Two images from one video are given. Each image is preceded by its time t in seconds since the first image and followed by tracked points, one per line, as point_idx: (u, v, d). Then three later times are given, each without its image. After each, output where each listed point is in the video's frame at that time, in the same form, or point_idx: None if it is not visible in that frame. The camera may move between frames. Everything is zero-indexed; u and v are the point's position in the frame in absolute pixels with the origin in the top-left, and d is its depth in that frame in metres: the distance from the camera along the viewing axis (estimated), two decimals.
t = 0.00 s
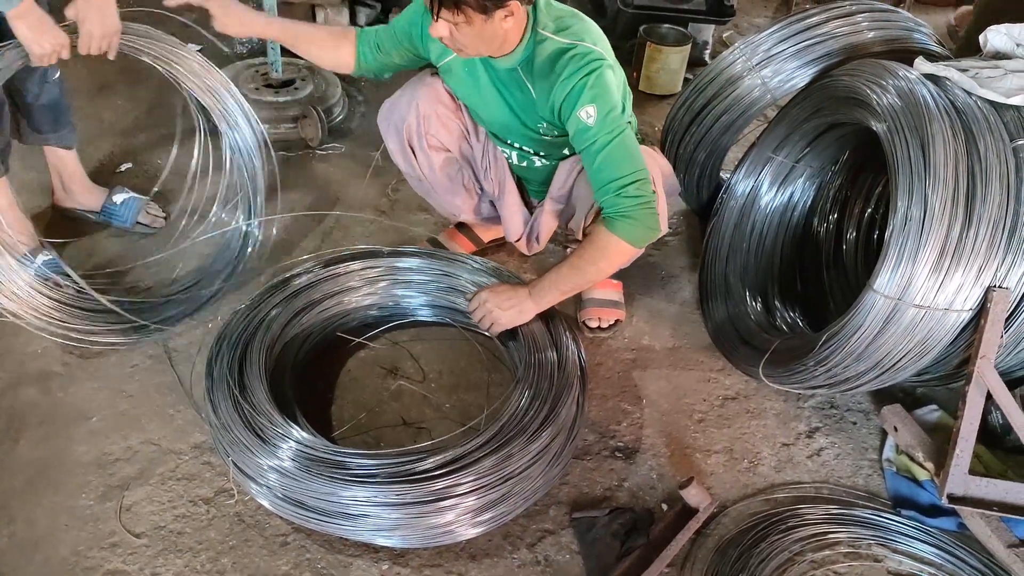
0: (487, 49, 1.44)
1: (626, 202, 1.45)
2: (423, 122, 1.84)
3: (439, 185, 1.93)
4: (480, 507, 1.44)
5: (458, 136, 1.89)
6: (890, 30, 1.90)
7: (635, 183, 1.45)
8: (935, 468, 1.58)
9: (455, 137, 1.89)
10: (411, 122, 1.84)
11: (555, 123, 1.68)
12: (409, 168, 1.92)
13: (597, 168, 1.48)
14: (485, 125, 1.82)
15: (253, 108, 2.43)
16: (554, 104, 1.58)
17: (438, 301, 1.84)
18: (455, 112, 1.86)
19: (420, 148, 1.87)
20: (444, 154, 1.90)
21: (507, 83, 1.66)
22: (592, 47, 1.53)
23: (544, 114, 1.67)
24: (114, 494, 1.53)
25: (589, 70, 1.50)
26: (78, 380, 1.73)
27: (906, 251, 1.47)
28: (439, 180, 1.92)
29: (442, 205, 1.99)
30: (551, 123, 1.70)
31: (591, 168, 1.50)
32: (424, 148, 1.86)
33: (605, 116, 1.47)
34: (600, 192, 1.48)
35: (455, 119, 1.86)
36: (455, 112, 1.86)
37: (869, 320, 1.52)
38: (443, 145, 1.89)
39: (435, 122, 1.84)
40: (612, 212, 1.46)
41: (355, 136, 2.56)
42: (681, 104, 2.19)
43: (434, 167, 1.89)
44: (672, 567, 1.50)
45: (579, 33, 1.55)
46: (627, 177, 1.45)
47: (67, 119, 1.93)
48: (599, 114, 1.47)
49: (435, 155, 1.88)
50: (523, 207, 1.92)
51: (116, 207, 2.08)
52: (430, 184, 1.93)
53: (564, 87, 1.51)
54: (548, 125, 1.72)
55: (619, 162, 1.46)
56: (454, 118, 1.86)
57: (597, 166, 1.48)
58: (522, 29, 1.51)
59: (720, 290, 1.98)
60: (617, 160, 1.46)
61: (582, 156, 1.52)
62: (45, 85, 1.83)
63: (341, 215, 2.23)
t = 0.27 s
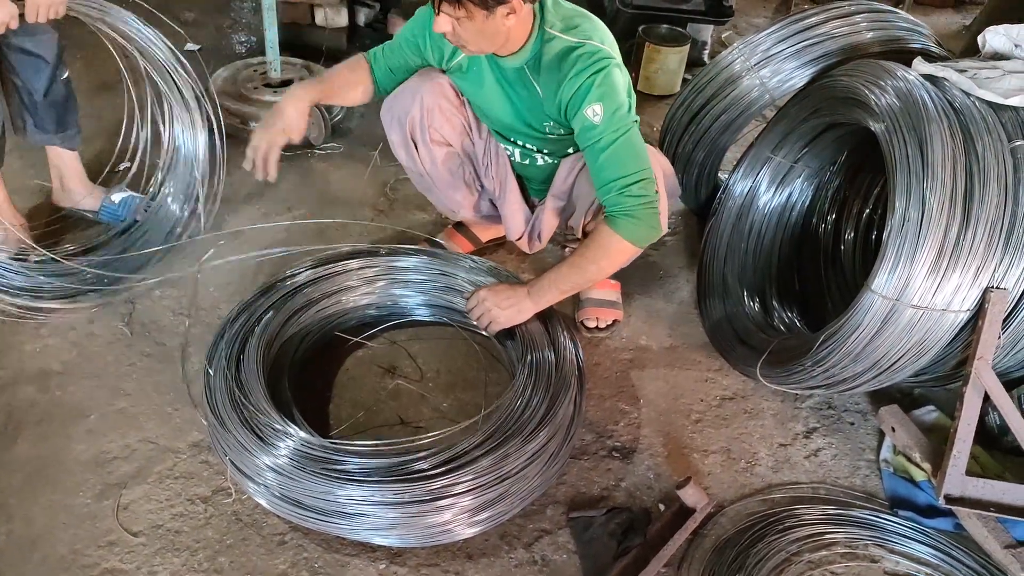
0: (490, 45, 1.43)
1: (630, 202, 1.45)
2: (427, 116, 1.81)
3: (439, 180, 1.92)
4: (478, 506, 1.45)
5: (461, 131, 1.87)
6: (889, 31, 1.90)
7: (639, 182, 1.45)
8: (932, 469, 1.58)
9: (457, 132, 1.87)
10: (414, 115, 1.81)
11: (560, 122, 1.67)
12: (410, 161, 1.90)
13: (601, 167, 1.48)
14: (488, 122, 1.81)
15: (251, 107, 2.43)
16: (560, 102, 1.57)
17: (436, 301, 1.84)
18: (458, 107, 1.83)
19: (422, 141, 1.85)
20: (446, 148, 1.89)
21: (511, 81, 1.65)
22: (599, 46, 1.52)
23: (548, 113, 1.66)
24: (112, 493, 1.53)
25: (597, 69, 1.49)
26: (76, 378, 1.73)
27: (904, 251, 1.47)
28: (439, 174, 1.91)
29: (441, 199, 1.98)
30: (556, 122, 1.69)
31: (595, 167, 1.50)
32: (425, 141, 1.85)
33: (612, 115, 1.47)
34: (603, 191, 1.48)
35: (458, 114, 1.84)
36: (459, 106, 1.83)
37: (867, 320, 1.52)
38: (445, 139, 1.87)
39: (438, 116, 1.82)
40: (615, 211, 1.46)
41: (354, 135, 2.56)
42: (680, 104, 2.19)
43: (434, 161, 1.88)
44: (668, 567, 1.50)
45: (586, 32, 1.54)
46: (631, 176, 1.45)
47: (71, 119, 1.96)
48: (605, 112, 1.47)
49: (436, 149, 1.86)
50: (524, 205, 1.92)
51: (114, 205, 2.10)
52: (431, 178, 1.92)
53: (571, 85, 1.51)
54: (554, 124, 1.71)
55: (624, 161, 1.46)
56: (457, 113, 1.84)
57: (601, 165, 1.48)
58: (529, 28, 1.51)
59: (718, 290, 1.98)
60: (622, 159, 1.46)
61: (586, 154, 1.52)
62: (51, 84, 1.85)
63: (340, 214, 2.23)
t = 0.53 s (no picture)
0: (492, 42, 1.43)
1: (630, 199, 1.45)
2: (427, 115, 1.79)
3: (438, 177, 1.92)
4: (476, 505, 1.45)
5: (460, 128, 1.85)
6: (887, 31, 1.90)
7: (640, 180, 1.45)
8: (930, 468, 1.59)
9: (457, 130, 1.85)
10: (415, 114, 1.79)
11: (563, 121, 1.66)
12: (409, 158, 1.90)
13: (602, 164, 1.48)
14: (490, 121, 1.80)
15: (249, 107, 2.44)
16: (562, 100, 1.57)
17: (435, 300, 1.85)
18: (457, 105, 1.81)
19: (422, 140, 1.84)
20: (446, 146, 1.87)
21: (513, 79, 1.64)
22: (603, 43, 1.52)
23: (551, 111, 1.65)
24: (110, 492, 1.53)
25: (600, 67, 1.49)
26: (75, 377, 1.73)
27: (902, 251, 1.47)
28: (439, 171, 1.91)
29: (441, 195, 1.98)
30: (558, 120, 1.68)
31: (596, 164, 1.50)
32: (425, 140, 1.84)
33: (614, 113, 1.47)
34: (604, 189, 1.48)
35: (458, 112, 1.82)
36: (459, 105, 1.81)
37: (864, 319, 1.52)
38: (445, 137, 1.86)
39: (438, 115, 1.80)
40: (615, 209, 1.46)
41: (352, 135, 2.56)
42: (678, 104, 2.19)
43: (434, 159, 1.88)
44: (666, 566, 1.50)
45: (590, 30, 1.54)
46: (632, 174, 1.45)
47: (69, 119, 1.95)
48: (608, 110, 1.47)
49: (436, 147, 1.86)
50: (524, 204, 1.92)
51: (112, 205, 2.11)
52: (430, 175, 1.92)
53: (574, 82, 1.50)
54: (556, 122, 1.70)
55: (624, 159, 1.46)
56: (457, 111, 1.82)
57: (602, 162, 1.48)
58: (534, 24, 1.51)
59: (716, 289, 1.98)
60: (623, 157, 1.46)
61: (587, 151, 1.52)
62: (49, 84, 1.85)
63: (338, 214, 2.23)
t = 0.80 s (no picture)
0: (493, 43, 1.43)
1: (628, 196, 1.45)
2: (430, 116, 1.80)
3: (440, 178, 1.92)
4: (473, 504, 1.45)
5: (463, 130, 1.85)
6: (884, 30, 1.91)
7: (638, 177, 1.46)
8: (927, 467, 1.59)
9: (459, 131, 1.85)
10: (418, 116, 1.80)
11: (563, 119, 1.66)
12: (411, 159, 1.90)
13: (600, 161, 1.48)
14: (491, 121, 1.80)
15: (249, 106, 2.43)
16: (560, 98, 1.56)
17: (432, 299, 1.85)
18: (460, 107, 1.82)
19: (424, 140, 1.85)
20: (448, 147, 1.88)
21: (512, 77, 1.64)
22: (601, 41, 1.51)
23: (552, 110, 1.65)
24: (107, 490, 1.53)
25: (599, 64, 1.48)
26: (72, 376, 1.73)
27: (899, 250, 1.47)
28: (441, 173, 1.91)
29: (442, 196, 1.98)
30: (559, 118, 1.68)
31: (594, 161, 1.50)
32: (427, 141, 1.84)
33: (612, 110, 1.47)
34: (602, 186, 1.49)
35: (461, 113, 1.83)
36: (461, 106, 1.82)
37: (861, 319, 1.52)
38: (448, 139, 1.87)
39: (440, 117, 1.81)
40: (613, 207, 1.47)
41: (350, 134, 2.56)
42: (676, 103, 2.19)
43: (436, 160, 1.88)
44: (664, 565, 1.51)
45: (587, 28, 1.53)
46: (630, 171, 1.46)
47: (77, 120, 1.97)
48: (606, 107, 1.46)
49: (438, 148, 1.86)
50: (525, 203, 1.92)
51: (111, 205, 2.10)
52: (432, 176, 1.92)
53: (573, 80, 1.50)
54: (556, 121, 1.70)
55: (622, 157, 1.46)
56: (459, 113, 1.82)
57: (599, 159, 1.48)
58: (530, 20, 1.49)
59: (714, 288, 1.98)
60: (621, 154, 1.46)
61: (585, 149, 1.52)
62: (57, 86, 1.87)
63: (337, 213, 2.23)
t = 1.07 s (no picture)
0: (521, 44, 1.42)
1: (642, 189, 1.46)
2: (434, 116, 1.79)
3: (441, 177, 1.92)
4: (471, 502, 1.45)
5: (464, 129, 1.85)
6: (882, 29, 1.91)
7: (649, 171, 1.47)
8: (924, 465, 1.59)
9: (460, 130, 1.85)
10: (422, 116, 1.79)
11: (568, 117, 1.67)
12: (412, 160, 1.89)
13: (611, 156, 1.48)
14: (494, 122, 1.80)
15: (248, 106, 2.43)
16: (566, 97, 1.55)
17: (430, 298, 1.86)
18: (462, 106, 1.81)
19: (426, 141, 1.84)
20: (449, 147, 1.87)
21: (517, 75, 1.63)
22: (608, 38, 1.52)
23: (557, 108, 1.66)
24: (105, 489, 1.53)
25: (607, 61, 1.48)
26: (70, 375, 1.73)
27: (895, 249, 1.47)
28: (441, 171, 1.91)
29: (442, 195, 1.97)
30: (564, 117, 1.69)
31: (605, 157, 1.50)
32: (430, 142, 1.83)
33: (624, 104, 1.47)
34: (614, 180, 1.49)
35: (462, 112, 1.82)
36: (462, 105, 1.82)
37: (858, 318, 1.52)
38: (449, 138, 1.86)
39: (442, 117, 1.80)
40: (628, 197, 1.47)
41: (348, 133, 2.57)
42: (673, 103, 2.19)
43: (438, 160, 1.87)
44: (661, 563, 1.51)
45: (594, 26, 1.54)
46: (643, 165, 1.47)
47: (78, 116, 1.98)
48: (618, 101, 1.46)
49: (440, 148, 1.85)
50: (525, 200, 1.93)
51: (108, 203, 2.10)
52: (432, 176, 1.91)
53: (580, 79, 1.49)
54: (561, 121, 1.72)
55: (634, 150, 1.47)
56: (461, 112, 1.82)
57: (613, 152, 1.48)
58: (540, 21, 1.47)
59: (712, 288, 1.98)
60: (632, 148, 1.47)
61: (593, 145, 1.51)
62: (58, 83, 1.90)
63: (335, 212, 2.23)
